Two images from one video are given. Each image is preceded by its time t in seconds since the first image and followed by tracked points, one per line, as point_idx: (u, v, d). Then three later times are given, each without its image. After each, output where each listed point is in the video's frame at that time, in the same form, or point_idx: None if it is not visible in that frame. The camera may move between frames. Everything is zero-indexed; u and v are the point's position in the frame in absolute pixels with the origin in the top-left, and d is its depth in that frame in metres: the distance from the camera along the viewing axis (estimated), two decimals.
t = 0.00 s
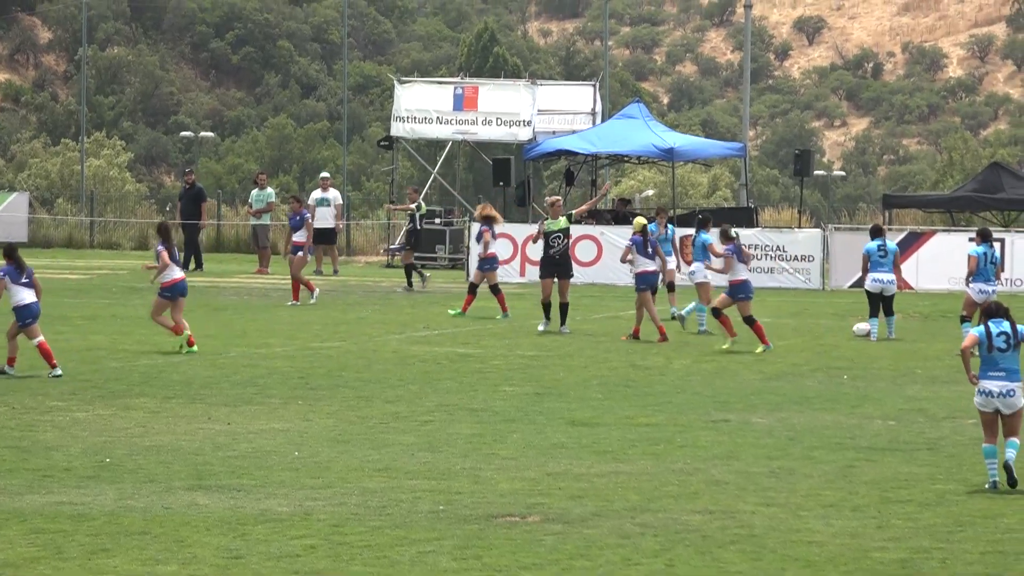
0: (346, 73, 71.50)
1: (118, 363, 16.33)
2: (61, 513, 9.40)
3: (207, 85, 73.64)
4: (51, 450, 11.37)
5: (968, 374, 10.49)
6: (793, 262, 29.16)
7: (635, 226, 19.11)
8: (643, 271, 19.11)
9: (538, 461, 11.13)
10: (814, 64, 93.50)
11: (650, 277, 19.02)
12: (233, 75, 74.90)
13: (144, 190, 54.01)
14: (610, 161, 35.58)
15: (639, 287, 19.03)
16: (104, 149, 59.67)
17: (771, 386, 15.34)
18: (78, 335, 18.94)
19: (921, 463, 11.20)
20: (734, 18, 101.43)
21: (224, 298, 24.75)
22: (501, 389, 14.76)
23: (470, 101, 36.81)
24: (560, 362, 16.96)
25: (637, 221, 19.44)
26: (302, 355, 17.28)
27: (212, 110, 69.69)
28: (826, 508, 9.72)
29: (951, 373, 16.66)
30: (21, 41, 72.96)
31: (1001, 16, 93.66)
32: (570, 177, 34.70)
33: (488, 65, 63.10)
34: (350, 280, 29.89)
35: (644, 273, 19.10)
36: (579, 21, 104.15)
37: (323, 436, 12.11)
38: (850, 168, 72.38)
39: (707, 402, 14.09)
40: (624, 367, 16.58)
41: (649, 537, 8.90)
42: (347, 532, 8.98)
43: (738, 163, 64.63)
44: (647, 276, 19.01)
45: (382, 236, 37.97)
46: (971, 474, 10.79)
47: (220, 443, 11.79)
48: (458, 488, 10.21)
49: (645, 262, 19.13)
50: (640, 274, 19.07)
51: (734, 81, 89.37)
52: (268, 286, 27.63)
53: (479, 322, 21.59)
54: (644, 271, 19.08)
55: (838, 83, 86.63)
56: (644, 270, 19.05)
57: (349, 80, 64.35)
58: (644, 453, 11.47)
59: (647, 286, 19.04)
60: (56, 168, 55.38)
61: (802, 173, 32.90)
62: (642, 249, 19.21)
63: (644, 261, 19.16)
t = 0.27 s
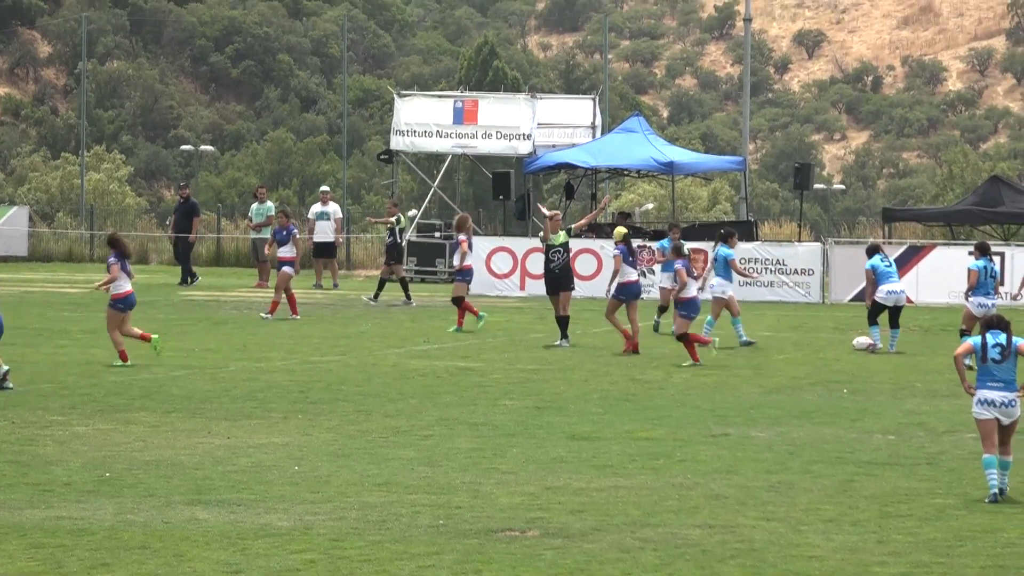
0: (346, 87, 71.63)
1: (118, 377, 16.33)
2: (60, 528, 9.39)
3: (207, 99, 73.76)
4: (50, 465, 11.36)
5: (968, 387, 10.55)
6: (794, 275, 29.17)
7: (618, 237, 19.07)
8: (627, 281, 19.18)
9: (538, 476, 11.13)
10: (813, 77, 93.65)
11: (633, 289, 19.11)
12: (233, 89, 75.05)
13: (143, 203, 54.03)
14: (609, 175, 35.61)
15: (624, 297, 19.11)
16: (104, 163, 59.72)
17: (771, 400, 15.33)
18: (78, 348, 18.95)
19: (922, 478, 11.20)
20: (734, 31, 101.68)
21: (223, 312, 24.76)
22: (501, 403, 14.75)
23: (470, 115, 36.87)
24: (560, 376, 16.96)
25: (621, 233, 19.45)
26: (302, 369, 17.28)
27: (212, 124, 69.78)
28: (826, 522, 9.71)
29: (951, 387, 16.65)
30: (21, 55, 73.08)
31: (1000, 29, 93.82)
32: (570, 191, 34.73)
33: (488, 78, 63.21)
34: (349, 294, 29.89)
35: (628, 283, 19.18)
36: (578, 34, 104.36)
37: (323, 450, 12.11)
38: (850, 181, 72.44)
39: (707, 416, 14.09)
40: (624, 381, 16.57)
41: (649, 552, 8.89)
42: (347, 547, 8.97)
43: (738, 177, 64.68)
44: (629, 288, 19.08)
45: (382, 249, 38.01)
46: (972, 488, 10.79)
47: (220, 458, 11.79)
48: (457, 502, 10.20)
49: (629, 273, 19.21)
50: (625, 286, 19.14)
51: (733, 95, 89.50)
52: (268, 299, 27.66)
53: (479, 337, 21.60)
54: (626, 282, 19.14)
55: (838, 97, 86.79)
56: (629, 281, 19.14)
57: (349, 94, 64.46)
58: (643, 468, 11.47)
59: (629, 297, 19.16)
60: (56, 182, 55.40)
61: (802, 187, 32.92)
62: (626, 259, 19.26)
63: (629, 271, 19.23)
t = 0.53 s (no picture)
0: (352, 89, 71.62)
1: (124, 379, 16.34)
2: (66, 530, 9.41)
3: (213, 102, 73.82)
4: (57, 466, 11.38)
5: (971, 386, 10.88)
6: (800, 278, 29.17)
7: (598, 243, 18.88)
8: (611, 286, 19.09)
9: (544, 477, 11.13)
10: (819, 81, 93.58)
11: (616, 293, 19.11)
12: (239, 91, 75.12)
13: (150, 206, 54.06)
14: (615, 178, 35.59)
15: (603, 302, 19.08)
16: (110, 166, 59.74)
17: (777, 402, 15.31)
18: (85, 351, 18.97)
19: (928, 480, 11.19)
20: (740, 34, 101.68)
21: (229, 314, 24.77)
22: (507, 405, 14.74)
23: (476, 118, 36.89)
24: (566, 379, 16.95)
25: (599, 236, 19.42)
26: (308, 371, 17.29)
27: (218, 127, 69.82)
28: (832, 524, 9.70)
29: (958, 389, 16.62)
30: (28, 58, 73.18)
31: (1007, 32, 93.64)
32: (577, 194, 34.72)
33: (494, 81, 63.19)
34: (355, 296, 29.89)
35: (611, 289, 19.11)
36: (584, 37, 104.34)
37: (329, 452, 12.12)
38: (856, 185, 72.33)
39: (713, 419, 14.08)
40: (631, 383, 16.55)
41: (654, 553, 8.90)
42: (353, 548, 8.98)
43: (744, 180, 64.61)
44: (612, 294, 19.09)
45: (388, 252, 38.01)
46: (977, 491, 10.78)
47: (226, 460, 11.80)
48: (463, 504, 10.20)
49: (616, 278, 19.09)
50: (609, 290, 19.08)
51: (739, 98, 89.41)
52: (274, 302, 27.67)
53: (486, 339, 21.57)
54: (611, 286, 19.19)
55: (844, 100, 86.71)
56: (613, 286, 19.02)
57: (355, 97, 64.49)
58: (650, 470, 11.47)
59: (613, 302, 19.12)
60: (62, 185, 55.43)
61: (808, 190, 32.91)
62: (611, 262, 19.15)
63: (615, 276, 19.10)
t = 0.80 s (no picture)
0: (352, 92, 71.68)
1: (124, 381, 16.35)
2: (66, 532, 9.41)
3: (213, 104, 73.88)
4: (56, 469, 11.39)
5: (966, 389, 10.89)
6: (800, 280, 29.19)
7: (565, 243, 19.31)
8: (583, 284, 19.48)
9: (545, 479, 11.13)
10: (820, 83, 93.64)
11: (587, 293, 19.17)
12: (240, 93, 75.19)
13: (150, 208, 54.06)
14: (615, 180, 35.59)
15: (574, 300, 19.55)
16: (110, 168, 59.75)
17: (777, 404, 15.31)
18: (85, 353, 18.97)
19: (928, 482, 11.19)
20: (741, 36, 101.78)
21: (229, 316, 24.79)
22: (507, 408, 14.74)
23: (476, 119, 36.90)
24: (566, 381, 16.96)
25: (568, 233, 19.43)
26: (309, 373, 17.30)
27: (218, 129, 69.86)
28: (833, 527, 9.70)
29: (958, 392, 16.61)
30: (28, 59, 73.22)
31: (1007, 34, 93.66)
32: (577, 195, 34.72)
33: (494, 84, 63.27)
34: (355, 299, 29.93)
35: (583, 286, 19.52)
36: (584, 39, 104.42)
37: (329, 454, 12.12)
38: (856, 187, 72.34)
39: (713, 421, 14.09)
40: (631, 386, 16.55)
41: (654, 556, 8.89)
42: (354, 550, 8.97)
43: (744, 183, 64.65)
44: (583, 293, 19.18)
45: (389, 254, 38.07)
46: (977, 493, 10.78)
47: (226, 461, 11.80)
48: (464, 506, 10.21)
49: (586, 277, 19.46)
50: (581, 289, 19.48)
51: (740, 100, 89.46)
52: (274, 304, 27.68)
53: (485, 341, 21.58)
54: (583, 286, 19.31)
55: (844, 102, 86.79)
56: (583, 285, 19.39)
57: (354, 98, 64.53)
58: (650, 471, 11.47)
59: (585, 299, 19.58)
60: (63, 187, 55.43)
61: (808, 192, 32.92)
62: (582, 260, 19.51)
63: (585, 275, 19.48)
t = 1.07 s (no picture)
0: (356, 102, 71.78)
1: (128, 392, 16.36)
2: (69, 542, 9.42)
3: (217, 115, 74.02)
4: (59, 479, 11.40)
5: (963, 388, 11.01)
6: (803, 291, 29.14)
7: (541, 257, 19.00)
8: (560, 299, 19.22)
9: (547, 491, 11.14)
10: (823, 94, 93.68)
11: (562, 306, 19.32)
12: (243, 104, 75.33)
13: (153, 219, 54.11)
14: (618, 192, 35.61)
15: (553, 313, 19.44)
16: (114, 179, 59.82)
17: (780, 416, 15.30)
18: (86, 364, 18.96)
19: (931, 493, 11.19)
20: (744, 47, 101.89)
21: (232, 327, 24.81)
22: (510, 419, 14.74)
23: (479, 130, 36.97)
24: (568, 392, 16.95)
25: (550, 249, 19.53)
26: (311, 384, 17.29)
27: (222, 139, 69.96)
28: (835, 538, 9.71)
29: (961, 403, 16.60)
30: (31, 70, 73.41)
31: (1010, 45, 93.72)
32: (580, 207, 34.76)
33: (498, 95, 63.36)
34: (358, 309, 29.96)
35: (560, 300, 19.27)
36: (588, 50, 104.49)
37: (332, 465, 12.13)
38: (859, 198, 72.32)
39: (716, 432, 14.08)
40: (634, 397, 16.55)
41: (657, 566, 8.90)
42: (356, 561, 8.98)
43: (747, 194, 64.65)
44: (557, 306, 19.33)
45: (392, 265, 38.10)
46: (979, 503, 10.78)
47: (229, 472, 11.82)
48: (467, 517, 10.21)
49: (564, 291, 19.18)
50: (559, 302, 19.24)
51: (743, 111, 89.53)
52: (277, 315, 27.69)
53: (488, 352, 21.58)
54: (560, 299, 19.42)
55: (847, 113, 86.86)
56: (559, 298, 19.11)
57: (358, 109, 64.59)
58: (653, 482, 11.48)
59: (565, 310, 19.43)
60: (66, 198, 55.52)
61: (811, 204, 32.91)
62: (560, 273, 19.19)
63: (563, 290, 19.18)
